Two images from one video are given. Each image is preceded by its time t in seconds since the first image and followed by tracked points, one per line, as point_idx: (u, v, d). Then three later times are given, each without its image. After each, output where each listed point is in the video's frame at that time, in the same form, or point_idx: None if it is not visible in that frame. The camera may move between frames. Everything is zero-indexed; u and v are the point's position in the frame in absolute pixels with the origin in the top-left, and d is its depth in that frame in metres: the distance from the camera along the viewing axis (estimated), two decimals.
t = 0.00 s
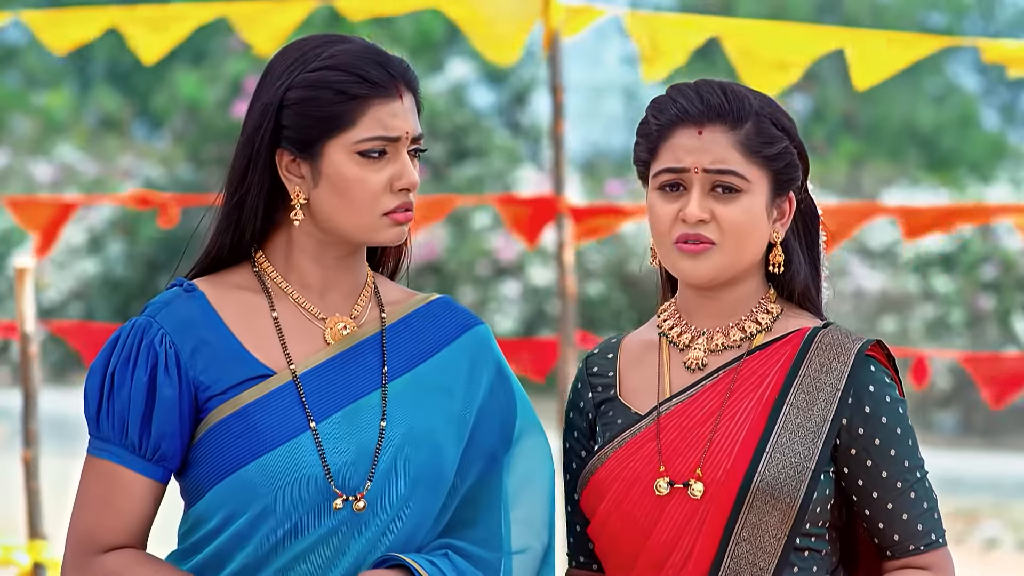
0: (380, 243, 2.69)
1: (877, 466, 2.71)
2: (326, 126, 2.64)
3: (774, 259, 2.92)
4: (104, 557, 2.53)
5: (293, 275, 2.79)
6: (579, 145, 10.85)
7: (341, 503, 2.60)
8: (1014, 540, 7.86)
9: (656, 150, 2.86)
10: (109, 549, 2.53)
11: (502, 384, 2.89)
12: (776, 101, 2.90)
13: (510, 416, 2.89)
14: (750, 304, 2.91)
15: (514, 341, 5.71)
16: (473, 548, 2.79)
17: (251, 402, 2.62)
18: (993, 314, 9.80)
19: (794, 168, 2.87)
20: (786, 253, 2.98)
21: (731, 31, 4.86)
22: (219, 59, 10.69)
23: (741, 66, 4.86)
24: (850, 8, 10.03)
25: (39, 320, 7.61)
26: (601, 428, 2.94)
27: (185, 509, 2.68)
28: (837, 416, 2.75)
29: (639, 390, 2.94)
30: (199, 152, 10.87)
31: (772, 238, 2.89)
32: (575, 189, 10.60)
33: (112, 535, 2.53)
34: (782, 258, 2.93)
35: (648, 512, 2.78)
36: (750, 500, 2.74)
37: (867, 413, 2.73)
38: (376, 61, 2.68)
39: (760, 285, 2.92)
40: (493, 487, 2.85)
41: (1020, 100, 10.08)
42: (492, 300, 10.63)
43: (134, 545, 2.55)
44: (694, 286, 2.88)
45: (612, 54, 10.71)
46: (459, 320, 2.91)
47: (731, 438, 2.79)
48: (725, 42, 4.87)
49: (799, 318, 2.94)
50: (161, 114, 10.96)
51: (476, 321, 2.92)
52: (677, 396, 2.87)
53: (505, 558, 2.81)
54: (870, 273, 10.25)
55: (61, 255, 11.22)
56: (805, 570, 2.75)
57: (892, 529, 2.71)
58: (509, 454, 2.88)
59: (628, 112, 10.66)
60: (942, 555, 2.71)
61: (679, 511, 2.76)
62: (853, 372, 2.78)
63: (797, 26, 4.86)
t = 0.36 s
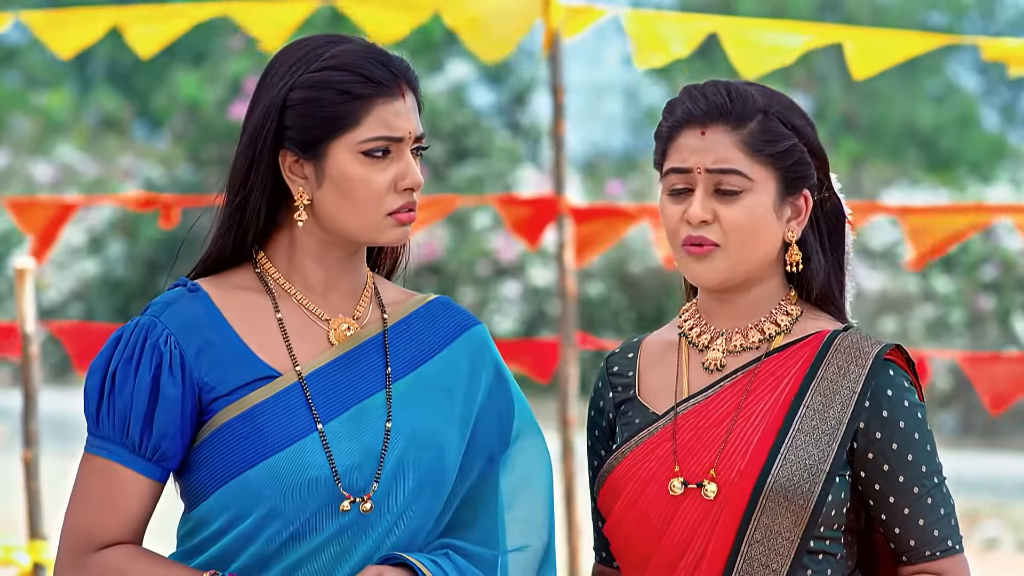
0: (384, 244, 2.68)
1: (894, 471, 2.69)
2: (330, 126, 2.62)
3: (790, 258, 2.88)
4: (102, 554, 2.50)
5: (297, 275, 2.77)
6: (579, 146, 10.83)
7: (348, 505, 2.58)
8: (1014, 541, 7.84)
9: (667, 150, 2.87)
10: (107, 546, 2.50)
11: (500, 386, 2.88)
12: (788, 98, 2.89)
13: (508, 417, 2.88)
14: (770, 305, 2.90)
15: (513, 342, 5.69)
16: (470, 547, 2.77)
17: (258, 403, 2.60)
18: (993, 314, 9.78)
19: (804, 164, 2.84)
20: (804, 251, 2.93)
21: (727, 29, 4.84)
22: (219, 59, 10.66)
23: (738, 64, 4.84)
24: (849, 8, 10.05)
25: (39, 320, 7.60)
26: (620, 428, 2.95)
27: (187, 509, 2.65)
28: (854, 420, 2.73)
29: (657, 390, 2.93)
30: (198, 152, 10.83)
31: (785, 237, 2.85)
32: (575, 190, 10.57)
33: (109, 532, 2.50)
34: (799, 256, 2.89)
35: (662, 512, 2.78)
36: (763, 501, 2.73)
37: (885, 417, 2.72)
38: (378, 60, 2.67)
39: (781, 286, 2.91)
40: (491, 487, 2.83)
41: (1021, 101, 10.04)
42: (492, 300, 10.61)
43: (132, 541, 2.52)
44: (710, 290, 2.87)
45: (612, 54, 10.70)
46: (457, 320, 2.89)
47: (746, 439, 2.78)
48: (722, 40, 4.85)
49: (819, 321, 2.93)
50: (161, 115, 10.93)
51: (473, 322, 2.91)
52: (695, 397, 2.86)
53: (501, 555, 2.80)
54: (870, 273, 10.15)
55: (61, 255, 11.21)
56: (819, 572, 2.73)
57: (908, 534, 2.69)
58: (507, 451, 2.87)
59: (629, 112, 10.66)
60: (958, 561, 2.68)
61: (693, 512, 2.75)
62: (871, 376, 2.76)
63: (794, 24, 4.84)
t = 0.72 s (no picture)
0: (385, 243, 2.66)
1: (897, 476, 2.63)
2: (329, 124, 2.62)
3: (759, 261, 2.79)
4: (104, 554, 2.48)
5: (298, 274, 2.76)
6: (579, 147, 10.86)
7: (351, 503, 2.57)
8: (1013, 541, 7.84)
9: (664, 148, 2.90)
10: (109, 546, 2.48)
11: (505, 388, 2.89)
12: (781, 98, 2.80)
13: (512, 418, 2.88)
14: (776, 308, 2.87)
15: (513, 343, 5.69)
16: (471, 548, 2.77)
17: (262, 400, 2.59)
18: (993, 314, 9.79)
19: (772, 164, 2.75)
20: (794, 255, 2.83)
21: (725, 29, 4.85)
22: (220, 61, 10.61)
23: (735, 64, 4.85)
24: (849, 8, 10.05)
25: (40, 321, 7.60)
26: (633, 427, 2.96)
27: (189, 509, 2.65)
28: (855, 424, 2.69)
29: (669, 392, 2.94)
30: (197, 152, 10.83)
31: (754, 239, 2.77)
32: (575, 190, 10.61)
33: (111, 532, 2.48)
34: (768, 259, 2.79)
35: (660, 515, 2.77)
36: (758, 505, 2.70)
37: (888, 423, 2.66)
38: (376, 58, 2.67)
39: (789, 288, 2.87)
40: (494, 487, 2.82)
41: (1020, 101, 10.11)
42: (491, 300, 10.61)
43: (134, 541, 2.50)
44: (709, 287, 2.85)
45: (612, 55, 10.68)
46: (461, 321, 2.90)
47: (745, 443, 2.76)
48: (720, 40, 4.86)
49: (827, 323, 2.87)
50: (160, 114, 10.93)
51: (478, 322, 2.91)
52: (701, 399, 2.86)
53: (505, 558, 2.80)
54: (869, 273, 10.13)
55: (60, 256, 11.20)
56: None
57: (912, 540, 2.63)
58: (510, 453, 2.86)
59: (628, 113, 10.67)
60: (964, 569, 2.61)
61: (689, 516, 2.74)
62: (873, 380, 2.70)
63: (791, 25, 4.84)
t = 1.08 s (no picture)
0: (365, 240, 2.62)
1: (888, 479, 2.56)
2: (303, 119, 2.61)
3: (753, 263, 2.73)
4: (111, 553, 2.48)
5: (305, 273, 2.76)
6: (577, 147, 10.85)
7: (353, 503, 2.56)
8: (1012, 542, 7.85)
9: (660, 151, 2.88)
10: (117, 544, 2.48)
11: (516, 392, 2.88)
12: (774, 98, 2.75)
13: (524, 422, 2.86)
14: (770, 310, 2.79)
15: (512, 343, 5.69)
16: (482, 554, 2.74)
17: (266, 399, 2.58)
18: (992, 314, 9.79)
19: (763, 165, 2.69)
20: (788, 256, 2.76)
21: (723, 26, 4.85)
22: (218, 59, 10.75)
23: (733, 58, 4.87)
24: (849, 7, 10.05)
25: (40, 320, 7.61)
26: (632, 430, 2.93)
27: (196, 508, 2.64)
28: (845, 427, 2.62)
29: (667, 394, 2.90)
30: (196, 153, 10.81)
31: (748, 240, 2.72)
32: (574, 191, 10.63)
33: (119, 531, 2.48)
34: (763, 261, 2.73)
35: (650, 518, 2.71)
36: (746, 509, 2.63)
37: (879, 425, 2.59)
38: (354, 54, 2.62)
39: (782, 290, 2.80)
40: (507, 492, 2.81)
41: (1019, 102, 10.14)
42: (490, 301, 10.61)
43: (142, 540, 2.50)
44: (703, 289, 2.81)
45: (611, 56, 10.63)
46: (472, 323, 2.89)
47: (734, 446, 2.69)
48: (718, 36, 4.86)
49: (822, 325, 2.79)
50: (159, 114, 10.93)
51: (490, 327, 2.91)
52: (695, 403, 2.79)
53: (518, 563, 2.78)
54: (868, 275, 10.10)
55: (59, 256, 11.20)
56: None
57: (905, 543, 2.55)
58: (520, 461, 2.84)
59: (627, 114, 10.68)
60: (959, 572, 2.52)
61: (677, 520, 2.68)
62: (862, 382, 2.63)
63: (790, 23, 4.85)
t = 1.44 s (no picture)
0: (359, 239, 2.61)
1: (885, 476, 2.55)
2: (297, 119, 2.61)
3: (773, 263, 2.71)
4: (116, 553, 2.48)
5: (312, 272, 2.75)
6: (577, 147, 10.85)
7: (352, 505, 2.55)
8: (1013, 542, 7.84)
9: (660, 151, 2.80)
10: (123, 544, 2.49)
11: (531, 393, 2.86)
12: (780, 98, 2.72)
13: (539, 423, 2.86)
14: (772, 307, 2.78)
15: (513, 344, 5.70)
16: (498, 560, 2.75)
17: (268, 400, 2.58)
18: (992, 314, 9.78)
19: (786, 169, 2.67)
20: (796, 256, 2.75)
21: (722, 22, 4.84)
22: (218, 60, 10.75)
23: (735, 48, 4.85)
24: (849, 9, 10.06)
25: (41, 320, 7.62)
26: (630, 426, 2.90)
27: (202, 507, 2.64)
28: (842, 424, 2.61)
29: (666, 391, 2.88)
30: (196, 152, 10.81)
31: (768, 243, 2.70)
32: (574, 191, 10.63)
33: (126, 530, 2.49)
34: (782, 261, 2.71)
35: (649, 514, 2.70)
36: (744, 505, 2.62)
37: (876, 423, 2.58)
38: (351, 53, 2.62)
39: (783, 288, 2.78)
40: (525, 497, 2.82)
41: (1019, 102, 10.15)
42: (490, 301, 10.62)
43: (147, 541, 2.51)
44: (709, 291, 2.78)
45: (611, 55, 10.67)
46: (488, 326, 2.88)
47: (732, 442, 2.68)
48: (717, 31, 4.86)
49: (821, 323, 2.79)
50: (159, 115, 10.94)
51: (506, 330, 2.89)
52: (693, 399, 2.78)
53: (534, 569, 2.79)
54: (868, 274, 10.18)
55: (59, 256, 11.20)
56: None
57: (902, 542, 2.55)
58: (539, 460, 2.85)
59: (627, 114, 10.66)
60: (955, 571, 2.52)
61: (676, 517, 2.66)
62: (861, 380, 2.61)
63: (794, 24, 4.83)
